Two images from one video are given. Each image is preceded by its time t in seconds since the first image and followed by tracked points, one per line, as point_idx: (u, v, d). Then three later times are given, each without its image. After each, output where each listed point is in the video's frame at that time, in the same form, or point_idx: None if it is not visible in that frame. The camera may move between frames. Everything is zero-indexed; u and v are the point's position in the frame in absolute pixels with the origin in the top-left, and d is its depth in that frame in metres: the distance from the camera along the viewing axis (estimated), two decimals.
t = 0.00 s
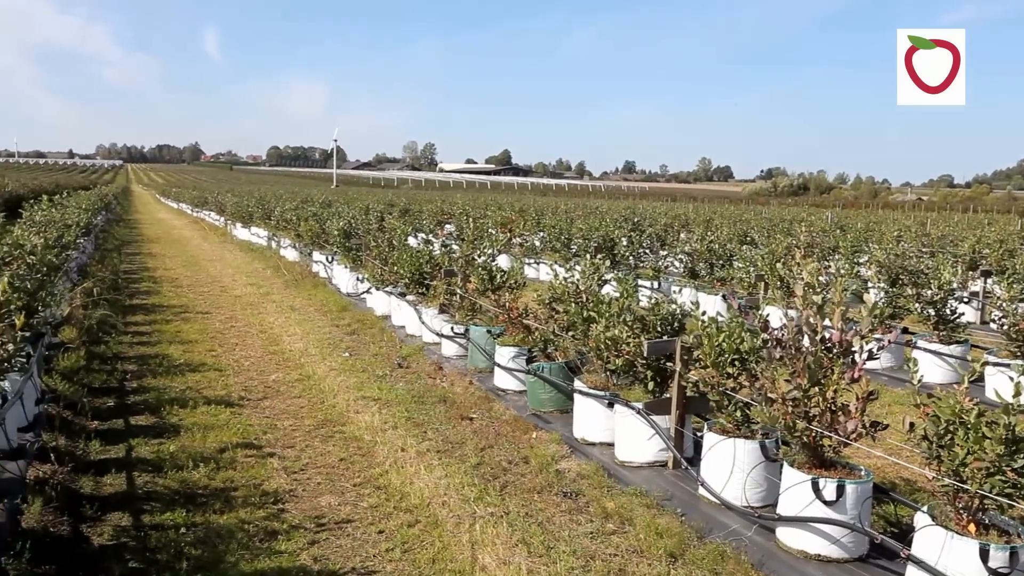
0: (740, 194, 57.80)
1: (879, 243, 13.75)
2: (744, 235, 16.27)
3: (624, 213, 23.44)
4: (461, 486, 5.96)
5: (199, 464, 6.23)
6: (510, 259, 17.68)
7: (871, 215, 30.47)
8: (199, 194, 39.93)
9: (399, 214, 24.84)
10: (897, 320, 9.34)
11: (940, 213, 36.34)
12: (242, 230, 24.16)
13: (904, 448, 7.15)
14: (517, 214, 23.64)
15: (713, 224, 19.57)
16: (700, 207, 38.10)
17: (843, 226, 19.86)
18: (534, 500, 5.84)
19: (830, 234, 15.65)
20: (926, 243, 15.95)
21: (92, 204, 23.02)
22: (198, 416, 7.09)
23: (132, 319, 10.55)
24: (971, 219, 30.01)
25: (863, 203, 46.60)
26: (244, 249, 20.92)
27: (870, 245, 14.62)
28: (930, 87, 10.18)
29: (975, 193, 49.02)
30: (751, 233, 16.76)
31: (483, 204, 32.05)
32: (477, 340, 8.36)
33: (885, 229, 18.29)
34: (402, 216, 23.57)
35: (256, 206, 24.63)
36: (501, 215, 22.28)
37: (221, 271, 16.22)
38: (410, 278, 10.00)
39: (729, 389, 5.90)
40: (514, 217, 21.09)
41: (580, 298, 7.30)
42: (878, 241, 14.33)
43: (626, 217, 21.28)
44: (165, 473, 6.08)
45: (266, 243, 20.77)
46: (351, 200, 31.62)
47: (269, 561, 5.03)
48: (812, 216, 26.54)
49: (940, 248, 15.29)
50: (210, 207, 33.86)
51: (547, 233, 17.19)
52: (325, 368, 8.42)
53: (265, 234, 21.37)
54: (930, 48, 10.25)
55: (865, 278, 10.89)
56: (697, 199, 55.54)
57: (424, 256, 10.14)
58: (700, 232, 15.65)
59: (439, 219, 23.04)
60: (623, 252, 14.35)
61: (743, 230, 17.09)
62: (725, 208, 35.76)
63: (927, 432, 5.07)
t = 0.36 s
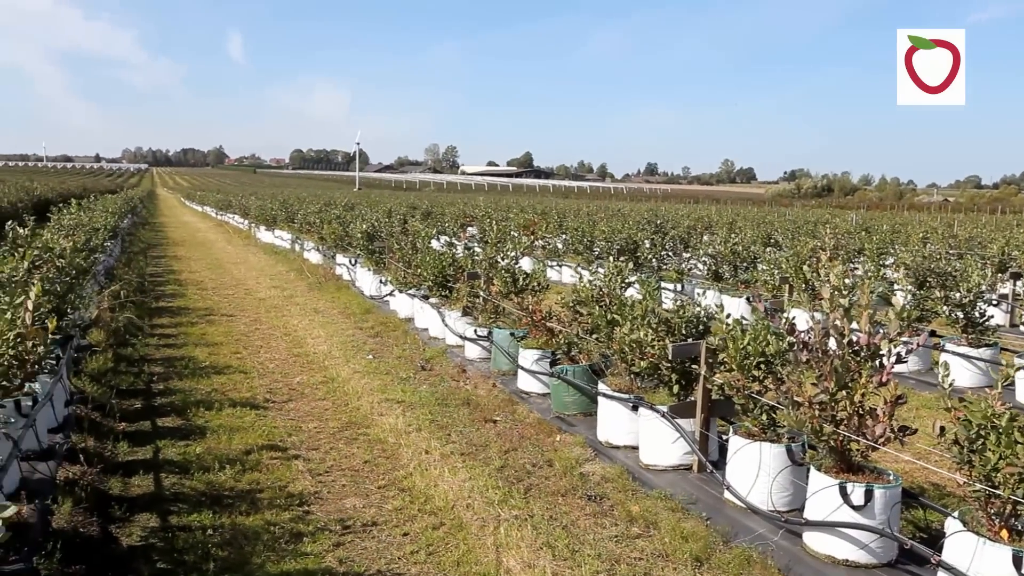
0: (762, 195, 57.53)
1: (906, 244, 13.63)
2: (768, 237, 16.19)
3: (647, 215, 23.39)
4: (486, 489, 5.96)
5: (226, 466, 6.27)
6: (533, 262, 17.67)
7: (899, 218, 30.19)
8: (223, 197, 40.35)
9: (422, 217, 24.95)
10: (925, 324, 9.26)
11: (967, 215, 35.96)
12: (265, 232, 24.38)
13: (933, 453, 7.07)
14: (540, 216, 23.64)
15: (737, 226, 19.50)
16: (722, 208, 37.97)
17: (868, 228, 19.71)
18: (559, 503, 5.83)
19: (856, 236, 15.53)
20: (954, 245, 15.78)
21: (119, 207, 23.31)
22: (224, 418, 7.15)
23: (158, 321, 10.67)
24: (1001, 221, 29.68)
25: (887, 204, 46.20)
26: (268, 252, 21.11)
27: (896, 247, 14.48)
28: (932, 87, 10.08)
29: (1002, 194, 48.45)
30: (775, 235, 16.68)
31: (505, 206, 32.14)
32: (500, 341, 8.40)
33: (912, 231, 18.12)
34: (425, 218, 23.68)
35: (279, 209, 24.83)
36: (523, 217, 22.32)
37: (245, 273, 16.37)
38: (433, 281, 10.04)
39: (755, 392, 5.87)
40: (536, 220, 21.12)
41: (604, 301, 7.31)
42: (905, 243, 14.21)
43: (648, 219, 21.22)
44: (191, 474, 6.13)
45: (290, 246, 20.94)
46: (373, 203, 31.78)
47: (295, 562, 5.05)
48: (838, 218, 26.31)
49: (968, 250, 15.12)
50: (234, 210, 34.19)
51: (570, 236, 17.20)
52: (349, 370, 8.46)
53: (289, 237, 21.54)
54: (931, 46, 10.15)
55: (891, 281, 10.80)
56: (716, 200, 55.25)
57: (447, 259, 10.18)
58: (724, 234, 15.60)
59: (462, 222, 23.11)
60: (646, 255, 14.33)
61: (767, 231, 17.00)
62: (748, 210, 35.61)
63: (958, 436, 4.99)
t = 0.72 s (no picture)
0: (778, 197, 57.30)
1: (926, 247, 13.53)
2: (786, 240, 16.13)
3: (665, 218, 23.34)
4: (503, 491, 5.96)
5: (245, 467, 6.31)
6: (549, 264, 17.66)
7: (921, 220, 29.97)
8: (240, 201, 40.65)
9: (439, 219, 25.04)
10: (946, 327, 9.19)
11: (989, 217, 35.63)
12: (283, 235, 24.54)
13: (955, 457, 7.00)
14: (556, 219, 23.61)
15: (755, 228, 19.43)
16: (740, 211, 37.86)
17: (887, 230, 19.61)
18: (577, 506, 5.82)
19: (875, 238, 15.44)
20: (975, 246, 15.65)
21: (138, 209, 23.49)
22: (243, 420, 7.19)
23: (178, 323, 10.76)
24: None
25: (907, 206, 45.97)
26: (286, 254, 21.23)
27: (916, 250, 14.36)
28: (931, 87, 10.00)
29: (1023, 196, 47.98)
30: (793, 237, 16.61)
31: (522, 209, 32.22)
32: (517, 344, 8.36)
33: (933, 233, 17.98)
34: (442, 221, 23.76)
35: (296, 212, 24.99)
36: (540, 220, 22.33)
37: (263, 275, 16.48)
38: (451, 283, 10.07)
39: (775, 396, 5.84)
40: (553, 222, 21.13)
41: (622, 304, 7.30)
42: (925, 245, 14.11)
43: (665, 221, 21.16)
44: (211, 476, 6.17)
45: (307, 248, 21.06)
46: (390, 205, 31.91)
47: (314, 564, 5.07)
48: (857, 220, 26.12)
49: (990, 252, 14.99)
50: (251, 213, 34.44)
51: (587, 238, 17.22)
52: (366, 373, 8.49)
53: (306, 240, 21.67)
54: (931, 47, 10.06)
55: (912, 283, 10.73)
56: (732, 202, 54.99)
57: (465, 261, 10.20)
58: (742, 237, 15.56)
59: (479, 225, 23.17)
60: (663, 257, 14.30)
61: (786, 234, 16.94)
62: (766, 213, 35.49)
63: (982, 440, 4.93)
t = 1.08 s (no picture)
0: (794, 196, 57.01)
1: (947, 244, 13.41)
2: (804, 238, 16.05)
3: (683, 216, 23.26)
4: (521, 488, 5.97)
5: (264, 464, 6.34)
6: (566, 262, 17.64)
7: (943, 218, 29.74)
8: (257, 199, 40.89)
9: (456, 218, 25.09)
10: (968, 325, 9.11)
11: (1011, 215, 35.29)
12: (300, 233, 24.67)
13: (977, 457, 6.94)
14: (573, 216, 23.60)
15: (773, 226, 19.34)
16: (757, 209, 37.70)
17: (907, 228, 19.47)
18: (594, 504, 5.82)
19: (894, 236, 15.33)
20: (997, 244, 15.49)
21: (158, 208, 23.67)
22: (261, 417, 7.23)
23: (197, 320, 10.84)
24: None
25: (927, 205, 45.61)
26: (304, 252, 21.35)
27: (935, 247, 14.26)
28: (930, 87, 9.92)
29: None
30: (811, 235, 16.53)
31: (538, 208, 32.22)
32: (534, 342, 8.34)
33: (955, 231, 17.82)
34: (459, 219, 23.80)
35: (313, 210, 25.11)
36: (557, 218, 22.33)
37: (281, 273, 16.58)
38: (468, 281, 10.09)
39: (793, 394, 5.81)
40: (570, 220, 21.12)
41: (639, 301, 7.29)
42: (946, 243, 13.98)
43: (682, 219, 21.13)
44: (230, 472, 6.21)
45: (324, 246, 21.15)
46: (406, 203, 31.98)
47: (333, 560, 5.09)
48: (876, 217, 25.96)
49: (1012, 250, 14.83)
50: (269, 211, 34.65)
51: (604, 236, 17.20)
52: (384, 370, 8.52)
53: (324, 238, 21.76)
54: (930, 47, 9.95)
55: (933, 281, 10.64)
56: (748, 200, 54.73)
57: (482, 259, 10.21)
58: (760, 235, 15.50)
59: (496, 223, 23.20)
60: (680, 255, 14.27)
61: (804, 232, 16.85)
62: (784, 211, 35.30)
63: (1005, 440, 4.87)
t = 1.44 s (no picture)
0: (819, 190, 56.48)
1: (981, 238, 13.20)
2: (834, 232, 15.89)
3: (711, 210, 23.11)
4: (550, 485, 5.98)
5: (294, 460, 6.39)
6: (592, 258, 17.61)
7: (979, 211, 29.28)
8: (284, 197, 41.31)
9: (481, 214, 25.15)
10: (1006, 320, 8.97)
11: None
12: (327, 230, 24.86)
13: (1014, 454, 6.84)
14: (600, 212, 23.51)
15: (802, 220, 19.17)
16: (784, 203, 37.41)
17: (939, 221, 19.20)
18: (624, 500, 5.81)
19: (926, 230, 15.13)
20: None
21: (188, 206, 24.01)
22: (291, 413, 7.29)
23: (227, 317, 10.98)
24: None
25: (958, 198, 44.94)
26: (330, 249, 21.51)
27: (968, 242, 14.06)
28: (931, 87, 9.79)
29: None
30: (841, 229, 16.36)
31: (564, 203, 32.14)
32: (562, 338, 8.34)
33: (989, 224, 17.51)
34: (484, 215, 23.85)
35: (339, 207, 25.30)
36: (583, 214, 22.30)
37: (308, 270, 16.73)
38: (494, 277, 10.11)
39: (825, 390, 5.76)
40: (596, 216, 21.07)
41: (668, 297, 7.26)
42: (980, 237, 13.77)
43: (709, 214, 21.00)
44: (261, 468, 6.27)
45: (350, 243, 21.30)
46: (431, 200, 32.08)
47: (364, 556, 5.11)
48: (907, 211, 25.86)
49: None
50: (295, 209, 34.98)
51: (630, 232, 17.14)
52: (412, 367, 8.56)
53: (350, 235, 21.91)
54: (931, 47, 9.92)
55: (968, 276, 10.49)
56: (773, 195, 54.32)
57: (509, 255, 10.22)
58: (788, 229, 15.37)
59: (521, 218, 23.21)
60: (708, 250, 14.20)
61: (833, 227, 16.68)
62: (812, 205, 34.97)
63: None
